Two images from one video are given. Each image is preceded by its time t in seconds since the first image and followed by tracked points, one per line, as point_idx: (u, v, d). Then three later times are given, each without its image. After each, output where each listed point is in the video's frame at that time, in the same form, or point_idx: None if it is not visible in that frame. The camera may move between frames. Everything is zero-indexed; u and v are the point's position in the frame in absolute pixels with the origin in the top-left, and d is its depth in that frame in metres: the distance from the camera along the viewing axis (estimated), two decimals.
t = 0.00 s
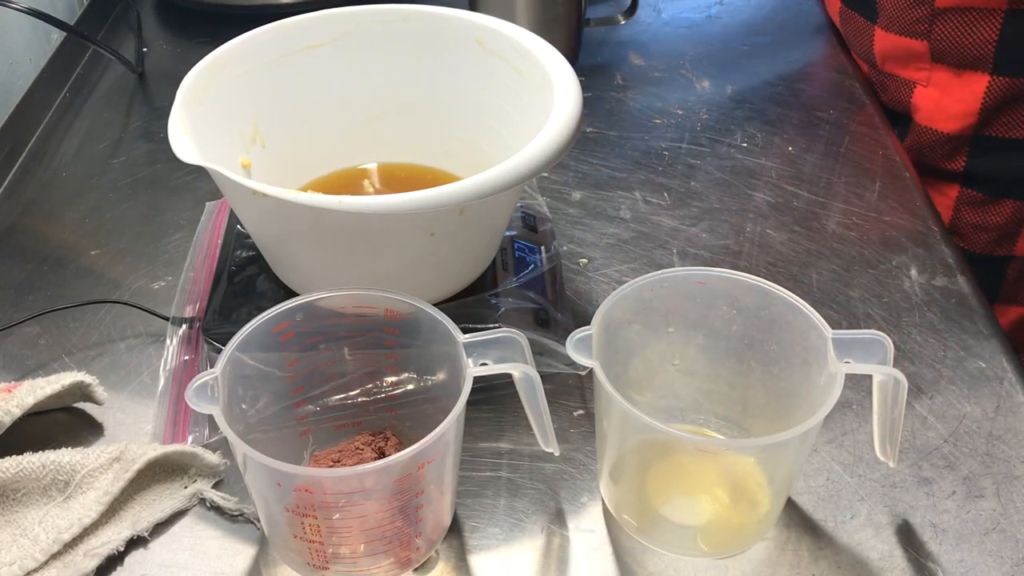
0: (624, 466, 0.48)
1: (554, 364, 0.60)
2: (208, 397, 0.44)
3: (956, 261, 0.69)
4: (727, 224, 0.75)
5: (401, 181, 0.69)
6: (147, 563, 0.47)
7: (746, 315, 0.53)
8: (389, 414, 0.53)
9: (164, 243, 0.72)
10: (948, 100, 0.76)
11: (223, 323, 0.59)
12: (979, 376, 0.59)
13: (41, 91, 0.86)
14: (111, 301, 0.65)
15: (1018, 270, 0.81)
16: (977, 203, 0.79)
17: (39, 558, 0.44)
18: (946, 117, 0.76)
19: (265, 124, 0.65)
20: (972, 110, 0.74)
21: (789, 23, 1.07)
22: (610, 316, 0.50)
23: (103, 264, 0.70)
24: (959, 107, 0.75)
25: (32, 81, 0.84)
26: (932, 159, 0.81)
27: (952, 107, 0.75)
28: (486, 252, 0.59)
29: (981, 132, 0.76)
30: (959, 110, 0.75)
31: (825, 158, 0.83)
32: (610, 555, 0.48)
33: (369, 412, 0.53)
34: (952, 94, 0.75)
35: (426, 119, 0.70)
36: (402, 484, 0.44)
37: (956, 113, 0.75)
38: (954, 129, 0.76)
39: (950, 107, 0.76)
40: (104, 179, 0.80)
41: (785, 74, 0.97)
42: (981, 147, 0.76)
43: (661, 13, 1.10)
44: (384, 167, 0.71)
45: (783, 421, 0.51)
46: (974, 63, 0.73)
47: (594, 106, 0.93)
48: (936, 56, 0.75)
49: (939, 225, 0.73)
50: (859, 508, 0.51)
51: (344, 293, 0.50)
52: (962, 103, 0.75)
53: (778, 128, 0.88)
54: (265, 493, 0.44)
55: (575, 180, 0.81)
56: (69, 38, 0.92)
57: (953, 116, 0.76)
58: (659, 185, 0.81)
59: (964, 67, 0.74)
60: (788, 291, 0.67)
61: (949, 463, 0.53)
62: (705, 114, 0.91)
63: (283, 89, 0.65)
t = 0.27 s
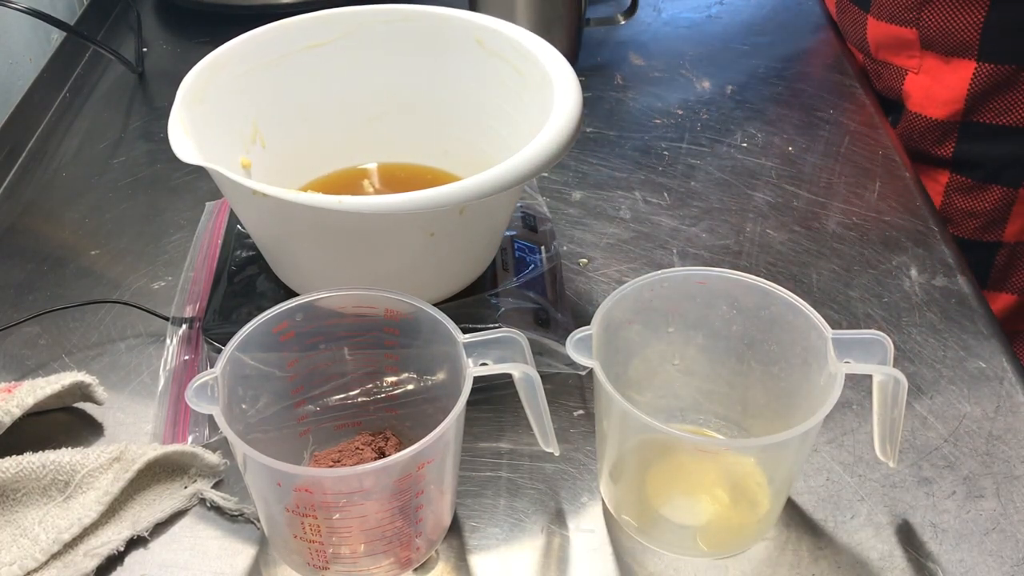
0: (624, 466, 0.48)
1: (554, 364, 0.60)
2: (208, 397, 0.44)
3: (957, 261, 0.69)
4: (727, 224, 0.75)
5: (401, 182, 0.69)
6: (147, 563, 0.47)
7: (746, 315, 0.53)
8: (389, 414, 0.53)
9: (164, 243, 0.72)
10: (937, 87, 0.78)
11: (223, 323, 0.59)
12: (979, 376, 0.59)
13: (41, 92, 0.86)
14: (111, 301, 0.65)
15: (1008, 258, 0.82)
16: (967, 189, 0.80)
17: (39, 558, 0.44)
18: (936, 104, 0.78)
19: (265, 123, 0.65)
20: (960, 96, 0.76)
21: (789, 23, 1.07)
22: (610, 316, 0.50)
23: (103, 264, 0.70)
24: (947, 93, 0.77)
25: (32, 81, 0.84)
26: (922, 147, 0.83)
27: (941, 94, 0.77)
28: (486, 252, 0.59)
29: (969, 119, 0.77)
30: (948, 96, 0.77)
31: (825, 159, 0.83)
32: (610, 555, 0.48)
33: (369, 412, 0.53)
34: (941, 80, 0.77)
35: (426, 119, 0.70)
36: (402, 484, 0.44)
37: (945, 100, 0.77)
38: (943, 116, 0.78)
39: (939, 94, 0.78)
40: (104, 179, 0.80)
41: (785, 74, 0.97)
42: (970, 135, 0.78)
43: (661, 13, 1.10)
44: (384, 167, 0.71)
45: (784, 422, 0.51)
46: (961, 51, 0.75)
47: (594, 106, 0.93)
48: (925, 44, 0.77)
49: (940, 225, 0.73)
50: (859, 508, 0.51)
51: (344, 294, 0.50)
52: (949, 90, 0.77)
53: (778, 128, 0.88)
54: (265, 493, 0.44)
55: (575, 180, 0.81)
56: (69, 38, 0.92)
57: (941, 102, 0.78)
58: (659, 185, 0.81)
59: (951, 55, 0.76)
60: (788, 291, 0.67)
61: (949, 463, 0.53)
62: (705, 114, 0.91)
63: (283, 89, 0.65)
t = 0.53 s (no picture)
0: (624, 466, 0.48)
1: (554, 364, 0.60)
2: (208, 396, 0.44)
3: (956, 261, 0.69)
4: (727, 224, 0.75)
5: (401, 182, 0.69)
6: (147, 563, 0.47)
7: (746, 314, 0.53)
8: (389, 414, 0.54)
9: (164, 243, 0.72)
10: (945, 84, 0.77)
11: (223, 323, 0.59)
12: (979, 376, 0.59)
13: (41, 92, 0.86)
14: (111, 301, 0.65)
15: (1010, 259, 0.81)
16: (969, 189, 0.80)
17: (39, 558, 0.44)
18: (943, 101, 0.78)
19: (266, 124, 0.65)
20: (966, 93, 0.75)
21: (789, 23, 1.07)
22: (610, 316, 0.50)
23: (103, 264, 0.70)
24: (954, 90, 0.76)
25: (33, 81, 0.84)
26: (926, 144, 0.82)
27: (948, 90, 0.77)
28: (486, 252, 0.60)
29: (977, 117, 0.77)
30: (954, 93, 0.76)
31: (825, 159, 0.83)
32: (610, 555, 0.48)
33: (369, 412, 0.54)
34: (949, 77, 0.77)
35: (426, 119, 0.70)
36: (402, 484, 0.44)
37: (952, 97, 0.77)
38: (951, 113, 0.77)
39: (946, 91, 0.77)
40: (104, 179, 0.80)
41: (785, 74, 0.97)
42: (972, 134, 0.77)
43: (661, 13, 1.10)
44: (384, 167, 0.72)
45: (783, 422, 0.51)
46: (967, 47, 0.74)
47: (594, 106, 0.93)
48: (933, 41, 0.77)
49: (940, 225, 0.73)
50: (859, 508, 0.51)
51: (344, 294, 0.50)
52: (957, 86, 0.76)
53: (778, 128, 0.88)
54: (265, 493, 0.44)
55: (575, 180, 0.81)
56: (69, 38, 0.92)
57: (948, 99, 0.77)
58: (659, 185, 0.81)
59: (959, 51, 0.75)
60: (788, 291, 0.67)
61: (949, 463, 0.53)
62: (705, 114, 0.91)
63: (283, 89, 0.65)
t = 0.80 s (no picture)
0: (625, 466, 0.48)
1: (554, 364, 0.60)
2: (208, 396, 0.44)
3: (956, 261, 0.69)
4: (727, 224, 0.75)
5: (401, 182, 0.69)
6: (147, 563, 0.47)
7: (746, 315, 0.53)
8: (389, 414, 0.54)
9: (164, 243, 0.72)
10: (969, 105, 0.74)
11: (223, 323, 0.59)
12: (979, 376, 0.59)
13: (41, 92, 0.85)
14: (111, 301, 0.65)
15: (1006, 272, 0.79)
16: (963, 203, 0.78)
17: (39, 558, 0.44)
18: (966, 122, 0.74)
19: (266, 124, 0.65)
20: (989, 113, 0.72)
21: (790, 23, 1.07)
22: (611, 316, 0.50)
23: (103, 264, 0.70)
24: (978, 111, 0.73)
25: (33, 81, 0.84)
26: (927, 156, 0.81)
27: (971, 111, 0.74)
28: (486, 252, 0.60)
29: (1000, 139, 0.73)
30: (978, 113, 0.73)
31: (825, 159, 0.83)
32: (610, 555, 0.48)
33: (369, 412, 0.54)
34: (974, 98, 0.74)
35: (425, 119, 0.70)
36: (402, 484, 0.44)
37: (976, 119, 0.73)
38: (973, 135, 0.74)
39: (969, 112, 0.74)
40: (104, 179, 0.80)
41: (785, 74, 0.97)
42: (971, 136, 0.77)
43: (661, 13, 1.10)
44: (384, 167, 0.72)
45: (783, 422, 0.51)
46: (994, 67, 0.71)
47: (594, 106, 0.93)
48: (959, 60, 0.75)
49: (939, 225, 0.73)
50: (859, 508, 0.51)
51: (344, 294, 0.50)
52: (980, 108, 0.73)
53: (778, 128, 0.88)
54: (265, 493, 0.44)
55: (575, 180, 0.81)
56: (69, 38, 0.92)
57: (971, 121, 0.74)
58: (659, 184, 0.81)
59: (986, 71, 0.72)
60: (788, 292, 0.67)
61: (949, 463, 0.53)
62: (705, 114, 0.91)
63: (283, 89, 0.65)
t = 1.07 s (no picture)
0: (625, 466, 0.48)
1: (554, 364, 0.60)
2: (208, 396, 0.44)
3: (956, 261, 0.69)
4: (727, 224, 0.75)
5: (401, 182, 0.69)
6: (147, 563, 0.47)
7: (746, 315, 0.53)
8: (389, 414, 0.54)
9: (164, 243, 0.72)
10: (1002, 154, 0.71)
11: (223, 323, 0.59)
12: (979, 376, 0.59)
13: (41, 92, 0.85)
14: (111, 300, 0.65)
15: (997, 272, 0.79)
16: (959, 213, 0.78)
17: (39, 558, 0.44)
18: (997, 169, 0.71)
19: (266, 124, 0.65)
20: None
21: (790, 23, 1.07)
22: (610, 316, 0.50)
23: (103, 264, 0.70)
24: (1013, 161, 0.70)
25: (33, 81, 0.84)
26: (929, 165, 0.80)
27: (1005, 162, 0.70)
28: (486, 252, 0.60)
29: None
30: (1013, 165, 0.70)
31: (825, 159, 0.83)
32: (610, 555, 0.48)
33: (369, 412, 0.54)
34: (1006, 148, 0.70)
35: (425, 119, 0.70)
36: (402, 484, 0.44)
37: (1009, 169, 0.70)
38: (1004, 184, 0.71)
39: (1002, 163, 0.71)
40: (104, 179, 0.80)
41: (785, 74, 0.97)
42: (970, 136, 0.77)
43: (661, 13, 1.10)
44: (384, 167, 0.72)
45: (783, 421, 0.51)
46: None
47: (594, 106, 0.93)
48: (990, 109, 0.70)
49: (939, 225, 0.73)
50: (859, 508, 0.51)
51: (344, 294, 0.50)
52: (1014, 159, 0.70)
53: (778, 128, 0.88)
54: (265, 493, 0.44)
55: (575, 180, 0.81)
56: (69, 38, 0.92)
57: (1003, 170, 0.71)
58: (659, 184, 0.81)
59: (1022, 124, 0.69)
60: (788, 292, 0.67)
61: (949, 463, 0.53)
62: (705, 114, 0.91)
63: (283, 89, 0.65)
